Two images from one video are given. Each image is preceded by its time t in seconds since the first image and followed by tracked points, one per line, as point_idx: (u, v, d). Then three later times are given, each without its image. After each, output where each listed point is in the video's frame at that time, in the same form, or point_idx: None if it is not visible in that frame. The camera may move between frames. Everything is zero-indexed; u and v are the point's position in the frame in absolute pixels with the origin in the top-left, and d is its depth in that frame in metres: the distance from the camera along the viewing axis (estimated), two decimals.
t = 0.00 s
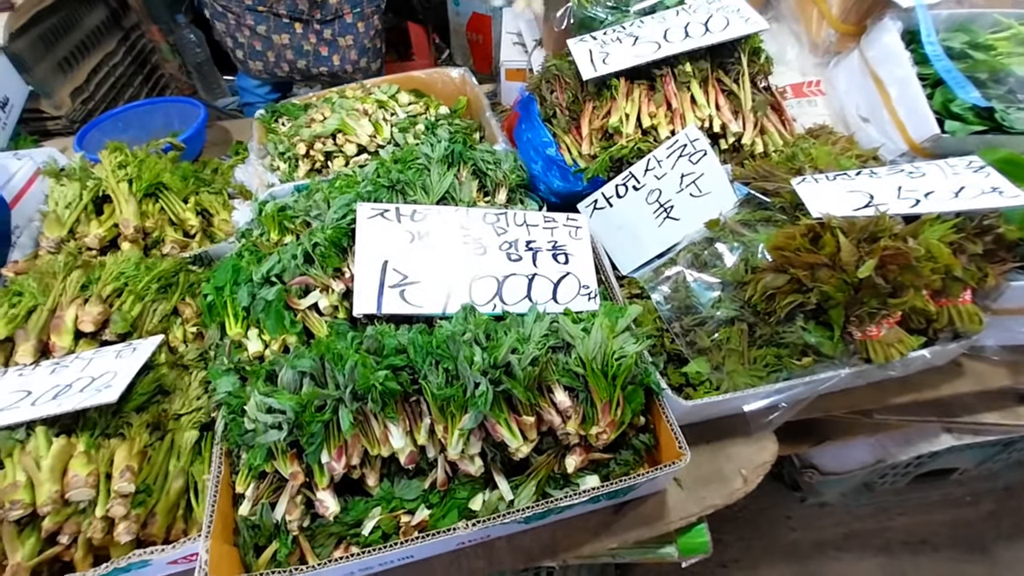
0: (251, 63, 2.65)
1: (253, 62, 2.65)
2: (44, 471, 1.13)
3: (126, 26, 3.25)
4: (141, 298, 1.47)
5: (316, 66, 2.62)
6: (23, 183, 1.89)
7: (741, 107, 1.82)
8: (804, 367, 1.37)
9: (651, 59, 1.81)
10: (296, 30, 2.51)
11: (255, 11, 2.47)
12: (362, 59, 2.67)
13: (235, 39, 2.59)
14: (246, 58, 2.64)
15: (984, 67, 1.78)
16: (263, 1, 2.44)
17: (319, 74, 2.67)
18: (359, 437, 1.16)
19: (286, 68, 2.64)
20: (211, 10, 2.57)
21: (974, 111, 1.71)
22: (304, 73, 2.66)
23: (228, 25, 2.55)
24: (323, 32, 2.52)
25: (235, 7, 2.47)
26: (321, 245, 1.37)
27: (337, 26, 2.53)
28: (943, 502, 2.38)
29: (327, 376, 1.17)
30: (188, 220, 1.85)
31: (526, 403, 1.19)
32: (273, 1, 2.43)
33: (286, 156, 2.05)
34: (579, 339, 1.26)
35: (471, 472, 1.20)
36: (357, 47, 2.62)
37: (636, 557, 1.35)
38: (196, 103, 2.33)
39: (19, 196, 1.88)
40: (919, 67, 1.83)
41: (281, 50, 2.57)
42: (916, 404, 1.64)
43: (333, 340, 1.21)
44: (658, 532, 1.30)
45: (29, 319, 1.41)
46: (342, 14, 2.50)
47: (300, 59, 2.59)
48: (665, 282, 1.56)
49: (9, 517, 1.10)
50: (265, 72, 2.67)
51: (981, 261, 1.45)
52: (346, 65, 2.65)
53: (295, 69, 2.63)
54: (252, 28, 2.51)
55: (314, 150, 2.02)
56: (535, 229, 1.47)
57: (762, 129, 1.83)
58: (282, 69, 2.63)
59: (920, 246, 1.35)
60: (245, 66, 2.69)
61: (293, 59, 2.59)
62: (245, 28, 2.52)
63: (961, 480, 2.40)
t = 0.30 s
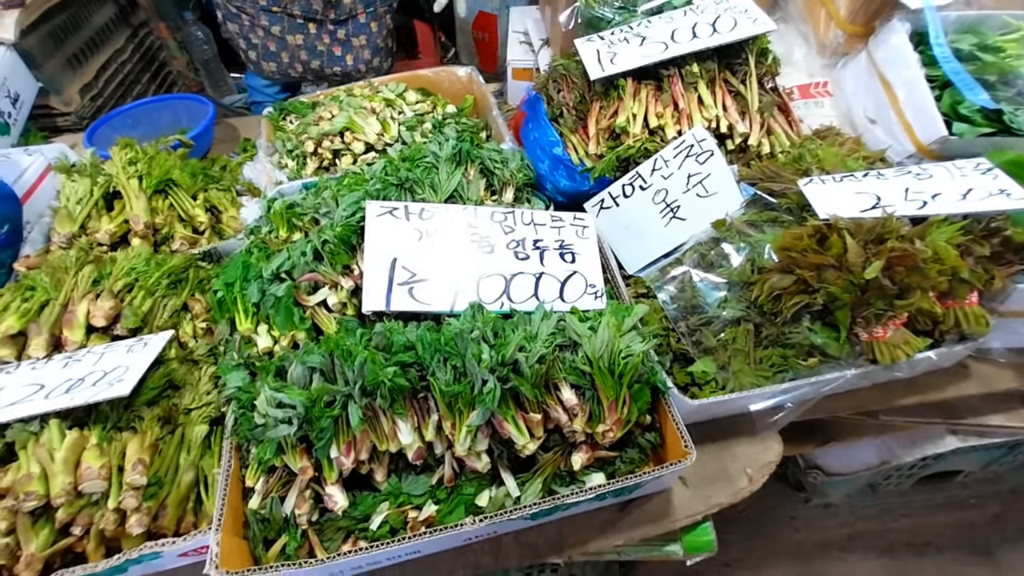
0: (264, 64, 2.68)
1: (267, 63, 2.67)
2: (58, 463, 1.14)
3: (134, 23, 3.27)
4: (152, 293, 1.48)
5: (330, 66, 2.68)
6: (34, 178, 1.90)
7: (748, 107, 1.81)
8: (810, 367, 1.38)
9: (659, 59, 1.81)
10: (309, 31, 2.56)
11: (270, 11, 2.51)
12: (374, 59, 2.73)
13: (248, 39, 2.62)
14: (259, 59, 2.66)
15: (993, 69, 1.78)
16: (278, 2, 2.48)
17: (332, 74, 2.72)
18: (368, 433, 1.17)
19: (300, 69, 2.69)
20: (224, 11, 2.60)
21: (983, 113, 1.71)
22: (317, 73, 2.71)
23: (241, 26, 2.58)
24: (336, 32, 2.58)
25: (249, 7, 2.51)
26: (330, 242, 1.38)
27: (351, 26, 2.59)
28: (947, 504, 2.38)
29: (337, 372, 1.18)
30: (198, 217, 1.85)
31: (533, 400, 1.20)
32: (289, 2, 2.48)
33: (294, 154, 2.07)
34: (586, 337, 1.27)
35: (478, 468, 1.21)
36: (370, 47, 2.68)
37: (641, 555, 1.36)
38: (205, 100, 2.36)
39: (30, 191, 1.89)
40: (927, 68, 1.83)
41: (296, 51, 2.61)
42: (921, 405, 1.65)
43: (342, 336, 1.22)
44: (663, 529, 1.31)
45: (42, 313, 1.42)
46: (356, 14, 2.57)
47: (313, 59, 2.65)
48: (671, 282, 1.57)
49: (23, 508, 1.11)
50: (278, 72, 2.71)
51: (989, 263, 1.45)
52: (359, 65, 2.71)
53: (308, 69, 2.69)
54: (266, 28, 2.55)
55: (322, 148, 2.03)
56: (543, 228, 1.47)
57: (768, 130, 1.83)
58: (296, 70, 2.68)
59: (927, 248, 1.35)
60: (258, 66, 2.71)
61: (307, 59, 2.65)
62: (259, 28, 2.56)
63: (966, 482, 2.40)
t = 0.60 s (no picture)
0: (276, 56, 2.75)
1: (279, 55, 2.74)
2: (90, 442, 1.16)
3: (156, 15, 3.31)
4: (179, 280, 1.51)
5: (341, 59, 2.73)
6: (63, 166, 1.95)
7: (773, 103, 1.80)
8: (833, 364, 1.37)
9: (683, 53, 1.81)
10: (321, 24, 2.62)
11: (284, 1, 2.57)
12: (386, 54, 2.75)
13: (262, 30, 2.69)
14: (271, 50, 2.73)
15: None
16: None
17: (343, 68, 2.77)
18: (393, 420, 1.18)
19: (311, 62, 2.75)
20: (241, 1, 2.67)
21: (1012, 110, 1.69)
22: (329, 66, 2.76)
23: (256, 17, 2.65)
24: (348, 25, 2.64)
25: None
26: (355, 232, 1.39)
27: (364, 21, 2.63)
28: (966, 507, 2.35)
29: (362, 358, 1.19)
30: (221, 207, 1.89)
31: (556, 390, 1.21)
32: None
33: (315, 146, 2.09)
34: (609, 329, 1.27)
35: (500, 457, 1.22)
36: (382, 42, 2.71)
37: (660, 547, 1.36)
38: (226, 92, 2.38)
39: (58, 179, 1.94)
40: (956, 65, 1.80)
41: (308, 44, 2.67)
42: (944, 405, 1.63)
43: (367, 324, 1.23)
44: (683, 522, 1.32)
45: (72, 298, 1.45)
46: (369, 9, 2.61)
47: (325, 52, 2.70)
48: (693, 277, 1.56)
49: (56, 486, 1.14)
50: (289, 65, 2.78)
51: (1018, 262, 1.43)
52: (370, 60, 2.74)
53: (319, 62, 2.74)
54: (279, 20, 2.62)
55: (343, 140, 2.04)
56: (565, 220, 1.48)
57: (793, 126, 1.81)
58: (307, 63, 2.74)
59: (957, 245, 1.33)
60: (271, 58, 2.78)
61: (319, 52, 2.70)
62: (273, 20, 2.62)
63: (985, 485, 2.37)
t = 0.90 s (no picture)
0: (312, 56, 2.80)
1: (314, 55, 2.80)
2: (145, 417, 1.20)
3: (192, 12, 3.47)
4: (224, 264, 1.55)
5: (374, 58, 2.76)
6: (109, 153, 2.01)
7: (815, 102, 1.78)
8: (876, 366, 1.36)
9: (727, 49, 1.80)
10: (354, 23, 2.65)
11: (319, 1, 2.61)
12: (417, 52, 2.78)
13: (298, 31, 2.75)
14: (308, 50, 2.79)
15: None
16: None
17: (376, 67, 2.80)
18: (435, 406, 1.20)
19: (345, 61, 2.79)
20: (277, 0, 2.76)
21: None
22: (362, 66, 2.80)
23: (292, 18, 2.73)
24: (380, 25, 2.66)
25: None
26: (399, 221, 1.41)
27: (396, 20, 2.65)
28: (1001, 519, 2.30)
29: (406, 344, 1.21)
30: (261, 196, 1.94)
31: (597, 381, 1.21)
32: None
33: (352, 138, 2.11)
34: (651, 323, 1.27)
35: (539, 447, 1.23)
36: (413, 40, 2.73)
37: (695, 544, 1.35)
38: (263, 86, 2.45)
39: (105, 165, 2.00)
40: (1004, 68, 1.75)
41: (341, 44, 2.71)
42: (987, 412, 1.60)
43: (412, 311, 1.24)
44: (721, 520, 1.31)
45: (125, 279, 1.50)
46: (400, 7, 2.62)
47: (358, 52, 2.73)
48: (732, 275, 1.55)
49: (111, 459, 1.17)
50: (324, 65, 2.83)
51: None
52: (402, 58, 2.77)
53: (352, 62, 2.78)
54: (314, 21, 2.66)
55: (380, 133, 2.07)
56: (606, 215, 1.48)
57: (836, 125, 1.79)
58: (340, 63, 2.78)
59: (1010, 247, 1.32)
60: (306, 58, 2.84)
61: (352, 52, 2.74)
62: (308, 20, 2.68)
63: (1020, 497, 2.32)
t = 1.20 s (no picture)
0: (335, 64, 2.80)
1: (337, 63, 2.80)
2: (202, 406, 1.23)
3: (225, 11, 3.55)
4: (271, 260, 1.60)
5: (396, 66, 2.76)
6: (151, 151, 2.10)
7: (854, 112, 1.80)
8: (919, 375, 1.36)
9: (767, 57, 1.81)
10: (377, 31, 2.65)
11: (341, 9, 2.61)
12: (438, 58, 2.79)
13: (322, 39, 2.75)
14: (331, 58, 2.79)
15: None
16: None
17: (398, 74, 2.81)
18: (483, 403, 1.22)
19: (367, 69, 2.78)
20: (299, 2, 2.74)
21: None
22: (384, 73, 2.79)
23: (316, 26, 2.72)
24: (402, 34, 2.66)
25: (324, 6, 2.62)
26: (445, 221, 1.44)
27: (417, 27, 2.66)
28: None
29: (456, 341, 1.23)
30: (300, 194, 1.98)
31: (642, 382, 1.23)
32: None
33: (388, 139, 2.15)
34: (696, 327, 1.28)
35: (583, 446, 1.25)
36: (435, 47, 2.75)
37: (732, 548, 1.37)
38: (300, 87, 2.49)
39: (148, 161, 2.10)
40: None
41: (363, 52, 2.71)
42: None
43: (462, 308, 1.27)
44: (759, 524, 1.33)
45: (176, 272, 1.54)
46: (422, 14, 2.63)
47: (380, 59, 2.73)
48: (771, 281, 1.57)
49: (170, 445, 1.20)
50: (346, 72, 2.83)
51: None
52: (423, 65, 2.78)
53: (375, 70, 2.77)
54: (338, 29, 2.66)
55: (417, 133, 2.11)
56: (648, 219, 1.49)
57: (874, 134, 1.81)
58: (363, 70, 2.78)
59: None
60: (330, 65, 2.84)
61: (374, 60, 2.74)
62: (332, 29, 2.68)
63: None
